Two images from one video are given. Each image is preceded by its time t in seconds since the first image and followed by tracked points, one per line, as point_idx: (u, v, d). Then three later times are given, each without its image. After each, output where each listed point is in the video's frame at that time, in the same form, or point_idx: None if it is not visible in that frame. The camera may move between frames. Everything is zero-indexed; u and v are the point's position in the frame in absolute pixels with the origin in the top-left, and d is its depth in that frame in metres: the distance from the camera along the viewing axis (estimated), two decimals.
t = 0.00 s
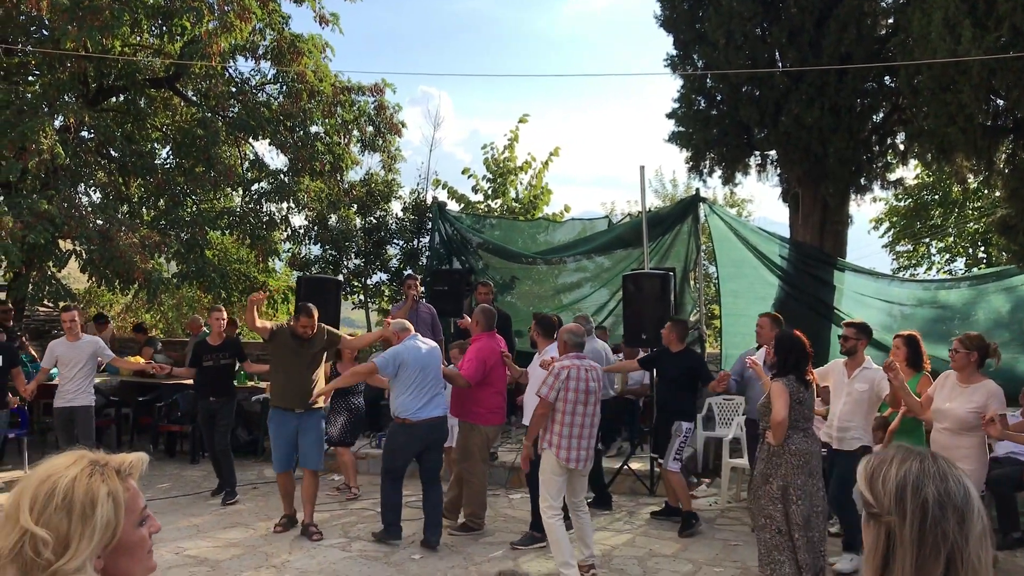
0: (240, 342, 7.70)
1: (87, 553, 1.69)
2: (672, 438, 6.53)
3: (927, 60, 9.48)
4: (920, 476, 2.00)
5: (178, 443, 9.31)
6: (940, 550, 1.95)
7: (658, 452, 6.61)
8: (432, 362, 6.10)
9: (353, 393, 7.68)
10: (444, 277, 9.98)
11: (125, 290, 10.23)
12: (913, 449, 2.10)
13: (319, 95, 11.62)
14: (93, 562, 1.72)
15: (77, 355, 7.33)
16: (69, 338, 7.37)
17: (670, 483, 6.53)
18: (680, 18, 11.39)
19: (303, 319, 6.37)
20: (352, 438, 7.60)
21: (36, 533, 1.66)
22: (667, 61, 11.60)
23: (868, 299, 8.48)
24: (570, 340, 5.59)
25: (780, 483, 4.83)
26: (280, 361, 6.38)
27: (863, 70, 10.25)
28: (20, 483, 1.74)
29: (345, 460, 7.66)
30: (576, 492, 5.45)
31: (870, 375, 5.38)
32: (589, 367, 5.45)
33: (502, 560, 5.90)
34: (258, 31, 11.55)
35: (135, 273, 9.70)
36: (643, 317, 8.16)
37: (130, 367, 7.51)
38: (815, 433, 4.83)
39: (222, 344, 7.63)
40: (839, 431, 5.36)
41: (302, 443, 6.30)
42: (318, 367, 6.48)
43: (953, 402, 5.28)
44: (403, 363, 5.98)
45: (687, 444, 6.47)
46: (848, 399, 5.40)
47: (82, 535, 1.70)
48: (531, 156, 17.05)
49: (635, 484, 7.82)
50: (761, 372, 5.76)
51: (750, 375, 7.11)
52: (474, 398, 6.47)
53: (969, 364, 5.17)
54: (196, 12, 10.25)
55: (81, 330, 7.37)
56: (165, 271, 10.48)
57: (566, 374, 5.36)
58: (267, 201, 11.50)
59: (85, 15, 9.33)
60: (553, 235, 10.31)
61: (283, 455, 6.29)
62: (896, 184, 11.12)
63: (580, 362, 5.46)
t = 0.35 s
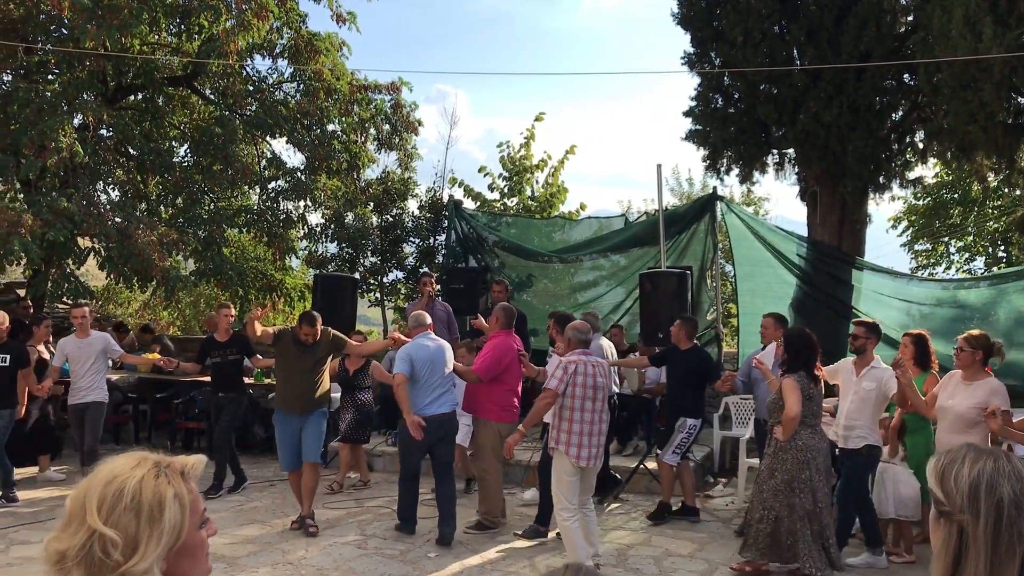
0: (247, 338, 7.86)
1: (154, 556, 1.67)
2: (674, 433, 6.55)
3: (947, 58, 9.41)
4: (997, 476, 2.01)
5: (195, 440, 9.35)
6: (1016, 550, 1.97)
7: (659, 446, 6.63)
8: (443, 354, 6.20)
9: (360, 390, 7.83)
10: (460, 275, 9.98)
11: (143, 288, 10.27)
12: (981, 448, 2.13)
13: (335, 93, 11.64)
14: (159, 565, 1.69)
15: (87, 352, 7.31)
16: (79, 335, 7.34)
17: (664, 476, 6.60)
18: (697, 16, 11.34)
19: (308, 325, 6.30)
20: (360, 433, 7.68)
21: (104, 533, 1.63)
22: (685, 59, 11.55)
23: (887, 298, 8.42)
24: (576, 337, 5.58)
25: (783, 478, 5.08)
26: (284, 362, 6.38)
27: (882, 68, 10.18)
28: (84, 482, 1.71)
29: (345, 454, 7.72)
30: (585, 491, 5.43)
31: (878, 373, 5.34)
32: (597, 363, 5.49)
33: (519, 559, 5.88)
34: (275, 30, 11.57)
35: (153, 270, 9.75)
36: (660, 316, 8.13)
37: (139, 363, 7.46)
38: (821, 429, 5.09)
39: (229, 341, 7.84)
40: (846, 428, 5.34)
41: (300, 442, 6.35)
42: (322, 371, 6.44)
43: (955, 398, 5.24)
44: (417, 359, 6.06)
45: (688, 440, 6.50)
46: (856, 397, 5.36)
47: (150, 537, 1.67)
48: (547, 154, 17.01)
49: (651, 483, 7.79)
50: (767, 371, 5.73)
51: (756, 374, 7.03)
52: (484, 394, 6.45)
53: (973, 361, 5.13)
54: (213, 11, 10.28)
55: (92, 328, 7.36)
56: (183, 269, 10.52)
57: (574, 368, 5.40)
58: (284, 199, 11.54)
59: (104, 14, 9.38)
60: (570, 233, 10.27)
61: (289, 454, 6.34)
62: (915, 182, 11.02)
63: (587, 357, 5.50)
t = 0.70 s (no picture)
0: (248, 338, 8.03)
1: (243, 552, 1.68)
2: (669, 433, 6.65)
3: (962, 55, 9.36)
4: None
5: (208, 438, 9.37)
6: None
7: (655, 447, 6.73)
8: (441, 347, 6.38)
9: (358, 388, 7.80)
10: (471, 274, 9.99)
11: (156, 286, 10.30)
12: (1016, 445, 2.24)
13: (348, 92, 11.65)
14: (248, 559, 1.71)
15: (100, 353, 7.17)
16: (90, 334, 7.23)
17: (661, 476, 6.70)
18: (710, 14, 11.30)
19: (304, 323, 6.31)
20: (359, 433, 7.65)
21: (194, 532, 1.65)
22: (697, 57, 11.52)
23: (901, 297, 8.35)
24: (584, 336, 5.47)
25: (778, 474, 5.21)
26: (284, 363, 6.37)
27: (896, 65, 10.11)
28: (170, 479, 1.73)
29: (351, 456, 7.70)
30: (598, 491, 5.42)
31: (879, 373, 5.38)
32: (609, 361, 5.43)
33: (530, 557, 5.87)
34: (287, 29, 11.55)
35: (166, 269, 9.77)
36: (672, 315, 8.10)
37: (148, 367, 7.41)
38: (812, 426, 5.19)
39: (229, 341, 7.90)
40: (843, 427, 5.37)
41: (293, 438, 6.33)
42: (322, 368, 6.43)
43: (945, 397, 5.10)
44: (416, 356, 6.23)
45: (684, 440, 6.59)
46: (855, 396, 5.38)
47: (237, 534, 1.68)
48: (559, 152, 16.97)
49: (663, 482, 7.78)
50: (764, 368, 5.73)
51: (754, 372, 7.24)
52: (495, 390, 6.45)
53: (968, 363, 4.98)
54: (227, 10, 10.31)
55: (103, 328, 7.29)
56: (195, 268, 10.54)
57: (591, 369, 5.30)
58: (296, 198, 11.58)
59: (118, 13, 9.41)
60: (582, 232, 10.27)
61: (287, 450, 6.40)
62: (929, 180, 10.95)
63: (599, 355, 5.41)
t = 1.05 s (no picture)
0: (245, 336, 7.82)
1: (323, 541, 1.73)
2: (671, 430, 6.65)
3: (969, 49, 9.32)
4: None
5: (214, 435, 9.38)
6: None
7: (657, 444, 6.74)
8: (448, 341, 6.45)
9: (361, 384, 7.57)
10: (477, 271, 10.00)
11: (162, 284, 10.31)
12: None
13: (353, 89, 11.64)
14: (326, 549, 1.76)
15: (103, 353, 7.14)
16: (97, 333, 7.24)
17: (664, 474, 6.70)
18: (715, 10, 11.27)
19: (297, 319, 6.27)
20: (359, 430, 7.62)
21: (278, 523, 1.71)
22: (702, 53, 11.51)
23: (908, 293, 8.32)
24: (589, 338, 5.54)
25: (776, 472, 5.20)
26: (278, 358, 6.35)
27: (903, 60, 10.07)
28: (249, 473, 1.79)
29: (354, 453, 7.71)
30: (599, 493, 5.33)
31: (876, 368, 5.42)
32: (617, 364, 5.45)
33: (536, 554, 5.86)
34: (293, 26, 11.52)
35: (172, 267, 9.79)
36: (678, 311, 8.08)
37: (152, 366, 7.42)
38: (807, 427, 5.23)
39: (228, 337, 7.77)
40: (843, 423, 5.42)
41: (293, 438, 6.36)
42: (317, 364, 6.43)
43: (946, 393, 5.07)
44: (425, 351, 6.28)
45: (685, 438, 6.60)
46: (854, 391, 5.42)
47: (317, 525, 1.73)
48: (564, 149, 16.96)
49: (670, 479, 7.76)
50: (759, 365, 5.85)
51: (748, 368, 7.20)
52: (504, 386, 6.45)
53: (961, 355, 5.01)
54: (232, 8, 10.32)
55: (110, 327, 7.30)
56: (201, 266, 10.55)
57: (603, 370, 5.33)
58: (302, 196, 11.59)
59: (123, 12, 9.42)
60: (588, 229, 10.26)
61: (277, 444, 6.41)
62: (936, 175, 10.89)
63: (607, 358, 5.45)
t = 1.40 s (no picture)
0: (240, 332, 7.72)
1: (398, 535, 1.89)
2: (669, 425, 6.71)
3: (970, 43, 9.29)
4: None
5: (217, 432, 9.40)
6: None
7: (656, 439, 6.79)
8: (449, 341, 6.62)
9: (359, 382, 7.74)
10: (479, 267, 10.07)
11: (165, 281, 10.32)
12: None
13: (353, 86, 11.64)
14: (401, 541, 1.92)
15: (99, 352, 7.11)
16: (91, 331, 7.16)
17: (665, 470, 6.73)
18: (716, 5, 11.27)
19: (296, 305, 6.11)
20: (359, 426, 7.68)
21: (358, 516, 1.86)
22: (703, 47, 11.50)
23: (910, 287, 8.26)
24: (586, 331, 5.50)
25: (775, 467, 5.21)
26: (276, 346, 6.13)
27: (904, 54, 10.04)
28: (328, 467, 1.93)
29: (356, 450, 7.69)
30: (597, 486, 5.31)
31: (867, 363, 5.42)
32: (612, 356, 5.48)
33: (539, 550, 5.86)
34: (293, 23, 11.56)
35: (174, 264, 9.79)
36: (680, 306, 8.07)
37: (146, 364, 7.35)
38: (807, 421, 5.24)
39: (223, 335, 7.65)
40: (836, 419, 5.43)
41: (298, 433, 6.20)
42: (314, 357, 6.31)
43: (934, 388, 5.12)
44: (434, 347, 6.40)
45: (683, 432, 6.68)
46: (847, 386, 5.42)
47: (394, 519, 1.89)
48: (566, 144, 16.95)
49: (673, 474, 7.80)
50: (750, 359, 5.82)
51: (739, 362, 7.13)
52: (502, 380, 6.45)
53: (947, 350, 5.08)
54: (233, 5, 10.32)
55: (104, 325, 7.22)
56: (204, 263, 10.56)
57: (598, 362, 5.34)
58: (303, 193, 11.58)
59: (124, 9, 9.41)
60: (590, 224, 10.19)
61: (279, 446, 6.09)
62: (938, 169, 10.87)
63: (601, 350, 5.46)
